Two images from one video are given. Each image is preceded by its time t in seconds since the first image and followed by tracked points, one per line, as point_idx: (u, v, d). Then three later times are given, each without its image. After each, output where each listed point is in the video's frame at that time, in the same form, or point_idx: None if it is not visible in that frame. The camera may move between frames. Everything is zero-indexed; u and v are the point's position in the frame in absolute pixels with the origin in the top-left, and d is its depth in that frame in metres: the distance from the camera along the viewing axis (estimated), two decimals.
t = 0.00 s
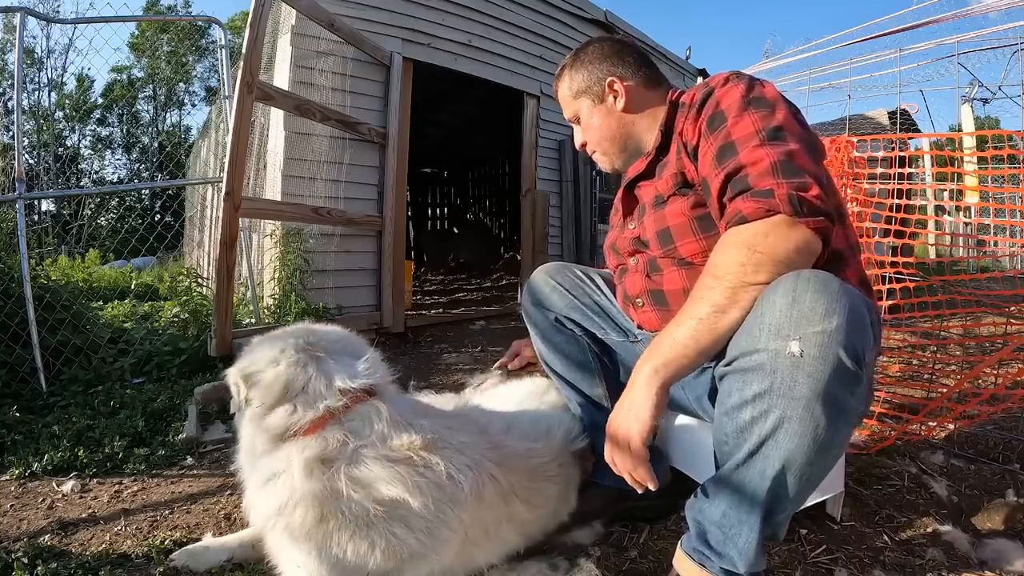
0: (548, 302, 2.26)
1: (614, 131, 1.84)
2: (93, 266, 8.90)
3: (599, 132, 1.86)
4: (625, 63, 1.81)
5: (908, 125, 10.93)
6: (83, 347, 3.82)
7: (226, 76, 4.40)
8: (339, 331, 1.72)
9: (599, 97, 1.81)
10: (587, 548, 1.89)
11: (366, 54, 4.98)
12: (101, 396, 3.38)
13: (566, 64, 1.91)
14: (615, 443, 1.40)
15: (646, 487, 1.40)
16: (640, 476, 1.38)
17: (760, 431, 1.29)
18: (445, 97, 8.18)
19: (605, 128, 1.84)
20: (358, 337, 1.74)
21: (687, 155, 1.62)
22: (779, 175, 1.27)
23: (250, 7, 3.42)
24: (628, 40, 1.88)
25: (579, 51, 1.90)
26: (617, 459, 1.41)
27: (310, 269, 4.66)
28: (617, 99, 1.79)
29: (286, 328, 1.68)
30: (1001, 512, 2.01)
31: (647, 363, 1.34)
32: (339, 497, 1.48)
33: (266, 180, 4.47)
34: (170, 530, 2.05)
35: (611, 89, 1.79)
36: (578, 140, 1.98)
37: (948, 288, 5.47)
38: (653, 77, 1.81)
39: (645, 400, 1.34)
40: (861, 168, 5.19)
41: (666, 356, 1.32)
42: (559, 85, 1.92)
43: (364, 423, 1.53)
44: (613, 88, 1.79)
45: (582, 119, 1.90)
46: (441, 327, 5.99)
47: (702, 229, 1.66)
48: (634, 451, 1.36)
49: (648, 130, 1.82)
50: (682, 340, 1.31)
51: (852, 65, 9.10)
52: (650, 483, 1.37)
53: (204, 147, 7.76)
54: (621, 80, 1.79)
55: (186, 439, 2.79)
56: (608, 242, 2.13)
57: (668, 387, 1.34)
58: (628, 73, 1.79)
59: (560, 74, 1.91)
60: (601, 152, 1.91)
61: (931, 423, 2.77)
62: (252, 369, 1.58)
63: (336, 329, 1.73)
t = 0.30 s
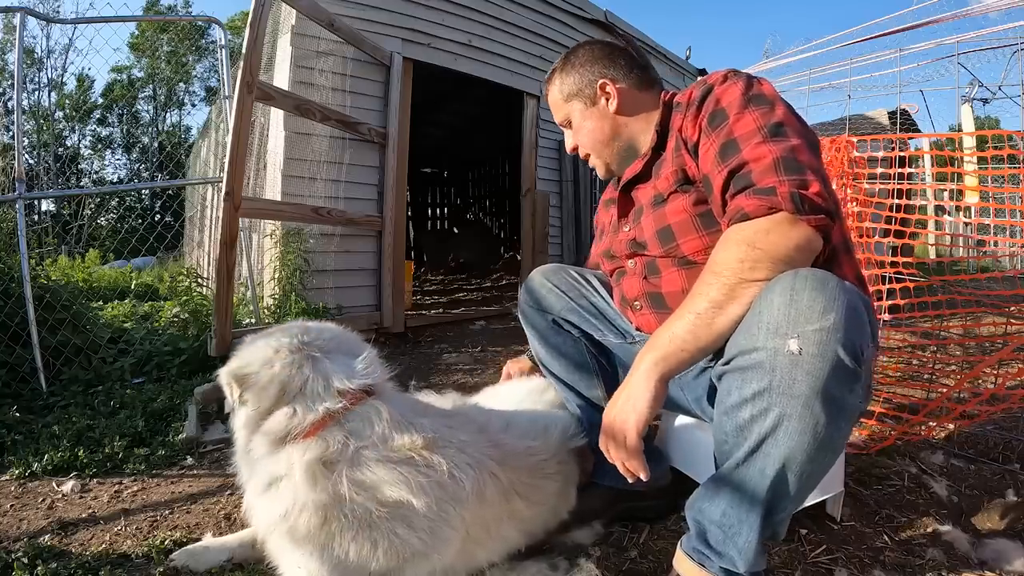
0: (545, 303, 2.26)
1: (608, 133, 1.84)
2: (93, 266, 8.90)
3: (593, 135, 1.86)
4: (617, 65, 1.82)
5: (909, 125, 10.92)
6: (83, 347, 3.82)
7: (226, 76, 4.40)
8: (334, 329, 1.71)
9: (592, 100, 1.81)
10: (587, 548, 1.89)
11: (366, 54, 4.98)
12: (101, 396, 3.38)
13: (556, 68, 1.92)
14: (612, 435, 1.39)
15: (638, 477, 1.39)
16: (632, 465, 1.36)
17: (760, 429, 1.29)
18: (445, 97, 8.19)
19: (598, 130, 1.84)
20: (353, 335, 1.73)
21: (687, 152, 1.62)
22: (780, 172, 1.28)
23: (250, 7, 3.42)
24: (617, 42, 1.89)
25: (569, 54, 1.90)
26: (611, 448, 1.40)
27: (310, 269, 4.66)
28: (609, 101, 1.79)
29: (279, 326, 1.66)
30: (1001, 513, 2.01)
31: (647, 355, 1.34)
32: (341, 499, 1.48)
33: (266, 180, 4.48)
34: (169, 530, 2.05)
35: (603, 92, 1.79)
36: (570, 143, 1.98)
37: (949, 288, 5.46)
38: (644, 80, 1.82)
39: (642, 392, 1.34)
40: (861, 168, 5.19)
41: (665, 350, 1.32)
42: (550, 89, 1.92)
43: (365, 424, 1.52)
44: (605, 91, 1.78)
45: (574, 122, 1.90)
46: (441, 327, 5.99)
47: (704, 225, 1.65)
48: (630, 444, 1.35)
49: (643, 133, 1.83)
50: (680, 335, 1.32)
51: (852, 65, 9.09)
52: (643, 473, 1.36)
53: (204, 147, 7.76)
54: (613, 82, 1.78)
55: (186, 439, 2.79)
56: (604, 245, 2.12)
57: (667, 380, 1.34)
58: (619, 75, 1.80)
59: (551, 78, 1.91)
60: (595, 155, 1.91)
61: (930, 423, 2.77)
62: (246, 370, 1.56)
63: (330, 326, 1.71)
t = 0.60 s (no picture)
0: (546, 303, 2.27)
1: (600, 139, 1.84)
2: (93, 266, 8.90)
3: (585, 140, 1.86)
4: (609, 69, 1.81)
5: (909, 125, 10.92)
6: (83, 347, 3.82)
7: (226, 76, 4.40)
8: (332, 329, 1.71)
9: (584, 105, 1.81)
10: (587, 548, 1.89)
11: (366, 54, 4.98)
12: (101, 396, 3.38)
13: (548, 72, 1.92)
14: (613, 446, 1.38)
15: (645, 491, 1.37)
16: (638, 481, 1.35)
17: (755, 432, 1.29)
18: (445, 97, 8.19)
19: (590, 135, 1.84)
20: (351, 335, 1.74)
21: (672, 161, 1.61)
22: (766, 176, 1.27)
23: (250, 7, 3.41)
24: (611, 44, 1.89)
25: (561, 58, 1.90)
26: (616, 463, 1.38)
27: (310, 269, 4.66)
28: (602, 106, 1.79)
29: (277, 326, 1.66)
30: (1001, 513, 2.01)
31: (641, 368, 1.34)
32: (339, 502, 1.48)
33: (266, 180, 4.50)
34: (169, 530, 2.05)
35: (596, 97, 1.79)
36: (564, 148, 1.98)
37: (949, 288, 5.46)
38: (636, 83, 1.81)
39: (638, 408, 1.33)
40: (861, 168, 5.19)
41: (659, 363, 1.32)
42: (542, 94, 1.92)
43: (363, 427, 1.52)
44: (598, 95, 1.79)
45: (567, 127, 1.90)
46: (441, 327, 5.99)
47: (690, 234, 1.66)
48: (634, 454, 1.34)
49: (633, 137, 1.82)
50: (673, 346, 1.31)
51: (852, 65, 9.09)
52: (649, 488, 1.34)
53: (203, 147, 7.75)
54: (606, 87, 1.78)
55: (186, 439, 2.78)
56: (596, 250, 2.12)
57: (662, 391, 1.34)
58: (612, 80, 1.79)
59: (544, 82, 1.91)
60: (589, 159, 1.92)
61: (930, 423, 2.77)
62: (244, 372, 1.56)
63: (329, 326, 1.71)
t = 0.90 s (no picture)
0: (545, 303, 2.26)
1: (602, 138, 1.84)
2: (93, 266, 8.90)
3: (586, 140, 1.86)
4: (611, 70, 1.81)
5: (909, 125, 10.92)
6: (83, 347, 3.82)
7: (226, 76, 4.40)
8: (331, 329, 1.71)
9: (585, 105, 1.81)
10: (587, 548, 1.89)
11: (366, 54, 4.98)
12: (101, 396, 3.37)
13: (549, 72, 1.92)
14: (600, 434, 1.38)
15: (628, 479, 1.38)
16: (623, 467, 1.35)
17: (750, 428, 1.30)
18: (445, 97, 8.19)
19: (592, 135, 1.84)
20: (350, 336, 1.74)
21: (675, 158, 1.62)
22: (766, 174, 1.27)
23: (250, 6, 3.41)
24: (611, 45, 1.89)
25: (563, 58, 1.90)
26: (602, 450, 1.38)
27: (310, 269, 4.66)
28: (603, 106, 1.79)
29: (276, 325, 1.67)
30: (1001, 513, 2.01)
31: (635, 358, 1.34)
32: (339, 502, 1.48)
33: (266, 180, 4.50)
34: (170, 530, 2.05)
35: (597, 97, 1.79)
36: (564, 148, 1.98)
37: (949, 288, 5.46)
38: (637, 83, 1.82)
39: (630, 396, 1.33)
40: (862, 168, 5.19)
41: (654, 353, 1.32)
42: (543, 94, 1.92)
43: (363, 427, 1.52)
44: (599, 96, 1.79)
45: (568, 127, 1.90)
46: (441, 327, 5.99)
47: (693, 231, 1.66)
48: (620, 445, 1.34)
49: (634, 137, 1.83)
50: (667, 338, 1.31)
51: (852, 65, 9.09)
52: (631, 474, 1.35)
53: (203, 147, 7.75)
54: (608, 87, 1.78)
55: (186, 439, 2.78)
56: (597, 250, 2.12)
57: (655, 381, 1.34)
58: (613, 80, 1.80)
59: (545, 82, 1.91)
60: (589, 159, 1.91)
61: (930, 423, 2.77)
62: (244, 372, 1.56)
63: (328, 327, 1.72)
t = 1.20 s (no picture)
0: (546, 303, 2.27)
1: (608, 131, 1.84)
2: (93, 266, 8.90)
3: (593, 133, 1.86)
4: (620, 64, 1.82)
5: (909, 125, 10.92)
6: (83, 347, 3.82)
7: (226, 76, 4.41)
8: (330, 329, 1.71)
9: (592, 98, 1.82)
10: (587, 548, 1.89)
11: (366, 54, 4.98)
12: (101, 396, 3.37)
13: (557, 64, 1.91)
14: (610, 437, 1.41)
15: (640, 481, 1.40)
16: (634, 470, 1.37)
17: (758, 429, 1.29)
18: (445, 97, 8.19)
19: (598, 128, 1.85)
20: (349, 336, 1.74)
21: (684, 152, 1.62)
22: (775, 172, 1.28)
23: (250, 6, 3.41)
24: (619, 40, 1.90)
25: (570, 51, 1.90)
26: (613, 453, 1.41)
27: (310, 269, 4.67)
28: (611, 99, 1.79)
29: (274, 326, 1.66)
30: (1001, 513, 2.01)
31: (646, 358, 1.36)
32: (338, 503, 1.48)
33: (266, 180, 4.49)
34: (170, 530, 2.05)
35: (605, 90, 1.79)
36: (568, 140, 1.98)
37: (949, 288, 5.46)
38: (646, 80, 1.83)
39: (641, 396, 1.35)
40: (862, 168, 5.19)
41: (665, 352, 1.33)
42: (550, 84, 1.92)
43: (361, 428, 1.52)
44: (607, 89, 1.79)
45: (573, 119, 1.90)
46: (441, 327, 5.99)
47: (700, 225, 1.66)
48: (632, 446, 1.36)
49: (641, 133, 1.84)
50: (677, 337, 1.33)
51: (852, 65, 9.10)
52: (644, 477, 1.37)
53: (203, 146, 7.75)
54: (615, 81, 1.79)
55: (186, 439, 2.78)
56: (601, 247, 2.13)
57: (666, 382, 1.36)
58: (622, 74, 1.80)
59: (551, 73, 1.91)
60: (593, 152, 1.91)
61: (930, 423, 2.76)
62: (242, 372, 1.56)
63: (327, 327, 1.72)
